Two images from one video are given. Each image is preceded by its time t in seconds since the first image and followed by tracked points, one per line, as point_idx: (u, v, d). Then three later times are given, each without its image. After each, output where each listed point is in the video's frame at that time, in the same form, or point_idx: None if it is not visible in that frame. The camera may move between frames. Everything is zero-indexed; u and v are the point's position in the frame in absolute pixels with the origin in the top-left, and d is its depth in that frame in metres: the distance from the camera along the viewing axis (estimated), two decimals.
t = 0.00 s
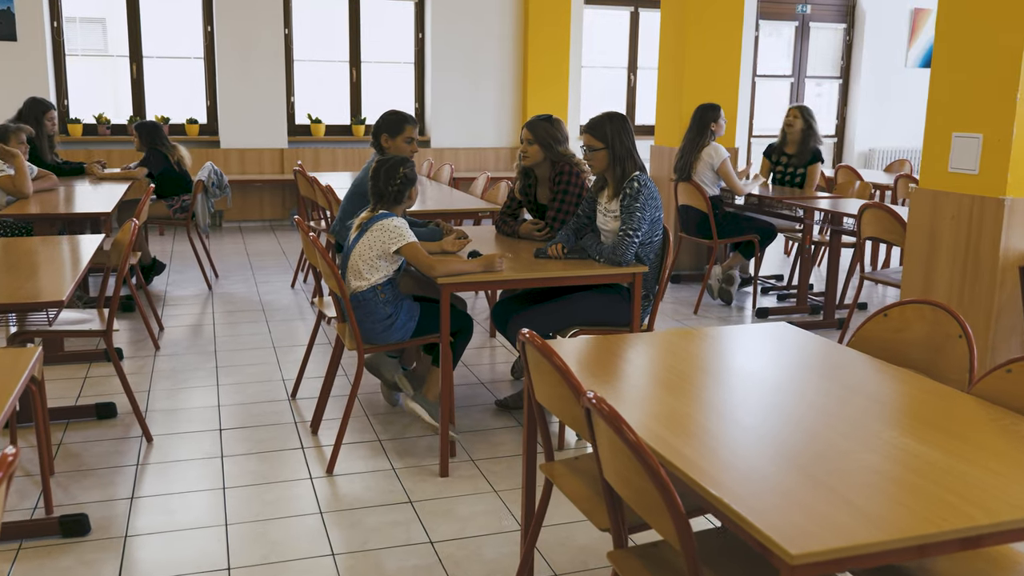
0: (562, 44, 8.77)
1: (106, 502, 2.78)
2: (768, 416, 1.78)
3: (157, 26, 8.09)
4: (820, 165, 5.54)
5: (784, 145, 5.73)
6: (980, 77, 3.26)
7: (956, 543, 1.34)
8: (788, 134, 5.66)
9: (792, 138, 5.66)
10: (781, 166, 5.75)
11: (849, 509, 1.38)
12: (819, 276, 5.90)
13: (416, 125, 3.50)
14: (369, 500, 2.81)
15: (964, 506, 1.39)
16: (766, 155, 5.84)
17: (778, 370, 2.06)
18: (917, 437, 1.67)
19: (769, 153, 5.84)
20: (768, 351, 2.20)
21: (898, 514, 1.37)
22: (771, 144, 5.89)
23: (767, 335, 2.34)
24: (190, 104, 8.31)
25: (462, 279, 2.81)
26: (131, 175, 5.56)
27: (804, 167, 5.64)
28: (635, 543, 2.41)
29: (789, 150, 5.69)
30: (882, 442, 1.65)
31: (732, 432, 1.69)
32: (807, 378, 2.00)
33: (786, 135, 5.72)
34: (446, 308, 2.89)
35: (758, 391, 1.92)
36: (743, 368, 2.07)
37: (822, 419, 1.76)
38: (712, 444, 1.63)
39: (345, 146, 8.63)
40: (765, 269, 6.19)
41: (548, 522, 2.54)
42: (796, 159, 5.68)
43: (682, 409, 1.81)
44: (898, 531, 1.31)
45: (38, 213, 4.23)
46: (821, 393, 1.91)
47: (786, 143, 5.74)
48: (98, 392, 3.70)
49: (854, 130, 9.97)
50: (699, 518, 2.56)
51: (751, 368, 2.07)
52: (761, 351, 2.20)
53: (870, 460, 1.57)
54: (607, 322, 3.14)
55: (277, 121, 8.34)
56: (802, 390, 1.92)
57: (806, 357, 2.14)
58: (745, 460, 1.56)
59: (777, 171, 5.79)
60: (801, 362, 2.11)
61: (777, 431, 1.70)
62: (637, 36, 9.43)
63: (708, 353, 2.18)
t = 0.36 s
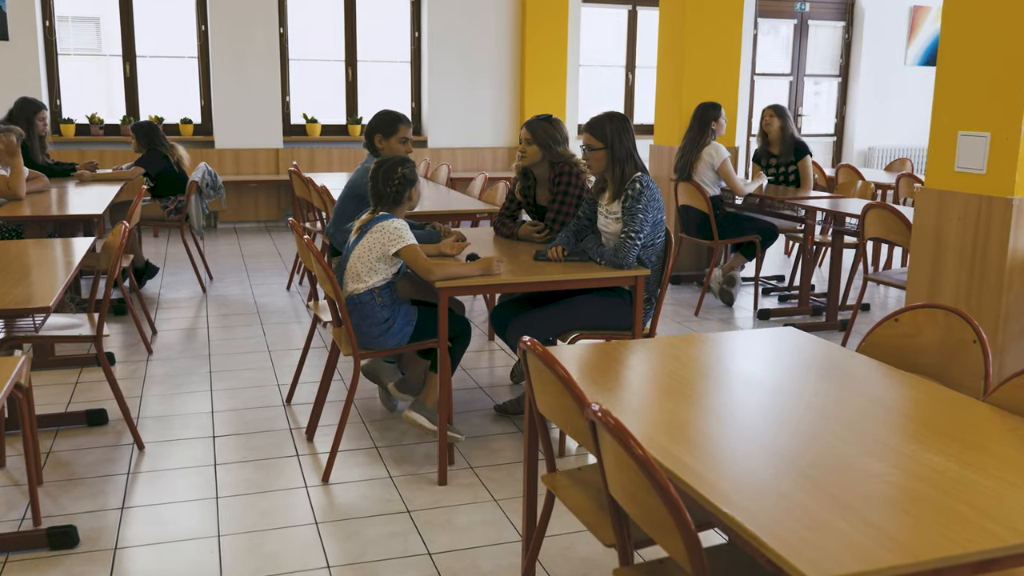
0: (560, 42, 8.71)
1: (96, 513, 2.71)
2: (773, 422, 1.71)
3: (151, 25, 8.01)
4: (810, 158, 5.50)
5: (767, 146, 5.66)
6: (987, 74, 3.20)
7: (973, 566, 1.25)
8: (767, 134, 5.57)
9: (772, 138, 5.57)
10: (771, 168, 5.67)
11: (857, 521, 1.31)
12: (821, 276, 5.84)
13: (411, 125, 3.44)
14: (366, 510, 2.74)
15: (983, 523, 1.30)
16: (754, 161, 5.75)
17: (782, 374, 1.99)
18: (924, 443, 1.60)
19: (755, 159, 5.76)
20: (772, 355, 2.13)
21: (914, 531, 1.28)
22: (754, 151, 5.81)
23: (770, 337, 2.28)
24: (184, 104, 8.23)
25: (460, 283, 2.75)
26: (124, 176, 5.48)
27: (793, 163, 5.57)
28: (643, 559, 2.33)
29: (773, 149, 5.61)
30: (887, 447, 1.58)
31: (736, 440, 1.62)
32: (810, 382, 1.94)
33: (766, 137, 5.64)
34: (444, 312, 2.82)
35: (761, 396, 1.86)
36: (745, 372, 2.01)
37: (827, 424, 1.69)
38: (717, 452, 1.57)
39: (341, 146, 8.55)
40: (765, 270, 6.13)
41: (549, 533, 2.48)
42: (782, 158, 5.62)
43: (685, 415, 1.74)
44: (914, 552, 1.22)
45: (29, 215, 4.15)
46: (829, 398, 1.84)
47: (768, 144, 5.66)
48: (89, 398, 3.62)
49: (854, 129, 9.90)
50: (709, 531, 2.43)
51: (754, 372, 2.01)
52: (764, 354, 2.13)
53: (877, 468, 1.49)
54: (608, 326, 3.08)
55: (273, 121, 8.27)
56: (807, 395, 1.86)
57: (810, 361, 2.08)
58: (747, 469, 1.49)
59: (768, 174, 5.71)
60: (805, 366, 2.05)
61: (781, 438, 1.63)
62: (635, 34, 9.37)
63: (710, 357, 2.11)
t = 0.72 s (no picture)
0: (557, 41, 8.65)
1: (86, 524, 2.64)
2: (780, 431, 1.65)
3: (146, 25, 7.94)
4: (811, 155, 5.39)
5: (771, 142, 5.57)
6: (996, 71, 3.14)
7: None
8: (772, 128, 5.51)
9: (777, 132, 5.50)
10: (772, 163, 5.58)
11: (871, 540, 1.25)
12: (824, 276, 5.78)
13: (406, 125, 3.37)
14: (362, 521, 2.68)
15: (1007, 544, 1.24)
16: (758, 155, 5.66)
17: (787, 381, 1.93)
18: (936, 454, 1.54)
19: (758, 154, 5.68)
20: (777, 360, 2.07)
21: (934, 554, 1.21)
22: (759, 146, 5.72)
23: (774, 341, 2.22)
24: (180, 104, 8.16)
25: (458, 288, 2.68)
26: (118, 177, 5.40)
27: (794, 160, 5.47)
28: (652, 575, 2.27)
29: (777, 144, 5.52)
30: (898, 459, 1.52)
31: (742, 451, 1.56)
32: (817, 389, 1.88)
33: (771, 132, 5.56)
34: (442, 317, 2.75)
35: (766, 404, 1.80)
36: (748, 378, 1.95)
37: (835, 434, 1.63)
38: (723, 465, 1.50)
39: (338, 146, 8.48)
40: (767, 270, 6.07)
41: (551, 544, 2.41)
42: (784, 154, 5.52)
43: (689, 425, 1.68)
44: None
45: (21, 217, 4.09)
46: (841, 408, 1.77)
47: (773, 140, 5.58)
48: (81, 405, 3.55)
49: (854, 127, 9.84)
50: (719, 550, 2.36)
51: (758, 379, 1.95)
52: (768, 360, 2.07)
53: (889, 483, 1.43)
54: (610, 331, 3.02)
55: (269, 121, 8.20)
56: (814, 403, 1.80)
57: (816, 367, 2.02)
58: (755, 483, 1.43)
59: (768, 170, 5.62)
60: (810, 372, 1.99)
61: (789, 448, 1.57)
62: (633, 33, 9.31)
63: (712, 363, 2.05)
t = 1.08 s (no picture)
0: (557, 39, 8.59)
1: (79, 537, 2.58)
2: (789, 448, 1.60)
3: (142, 24, 7.87)
4: (823, 156, 5.32)
5: (789, 137, 5.54)
6: (1006, 70, 3.07)
7: None
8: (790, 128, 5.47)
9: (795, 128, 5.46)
10: (787, 157, 5.57)
11: (885, 567, 1.20)
12: (827, 276, 5.72)
13: (404, 127, 3.32)
14: (361, 532, 2.62)
15: None
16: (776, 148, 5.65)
17: (796, 393, 1.88)
18: (951, 475, 1.49)
19: (777, 147, 5.67)
20: (784, 372, 2.02)
21: None
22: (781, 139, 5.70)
23: (781, 351, 2.17)
24: (177, 104, 8.10)
25: (457, 295, 2.63)
26: (113, 179, 5.34)
27: (807, 157, 5.43)
28: None
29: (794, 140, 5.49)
30: (910, 479, 1.47)
31: (751, 471, 1.50)
32: (826, 403, 1.83)
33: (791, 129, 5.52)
34: (442, 324, 2.70)
35: (774, 419, 1.74)
36: (754, 391, 1.90)
37: (845, 452, 1.58)
38: (732, 487, 1.45)
39: (336, 146, 8.42)
40: (770, 270, 6.01)
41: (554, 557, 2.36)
42: (800, 150, 5.49)
43: (695, 442, 1.63)
44: None
45: (15, 221, 4.03)
46: (852, 422, 1.72)
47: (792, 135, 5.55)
48: (75, 411, 3.49)
49: (855, 124, 9.78)
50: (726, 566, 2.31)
51: (764, 391, 1.90)
52: (774, 372, 2.02)
53: (905, 505, 1.38)
54: (613, 337, 2.97)
55: (267, 121, 8.14)
56: (823, 418, 1.74)
57: (824, 378, 1.97)
58: (765, 506, 1.38)
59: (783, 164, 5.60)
60: (818, 384, 1.93)
61: (799, 467, 1.52)
62: (633, 30, 9.24)
63: (718, 375, 2.00)
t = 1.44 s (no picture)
0: (562, 38, 8.53)
1: (77, 551, 2.54)
2: (801, 470, 1.55)
3: (145, 25, 7.84)
4: (833, 158, 5.27)
5: (801, 138, 5.49)
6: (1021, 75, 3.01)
7: None
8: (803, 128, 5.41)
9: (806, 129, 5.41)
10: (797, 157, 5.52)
11: None
12: (836, 279, 5.66)
13: (407, 132, 3.27)
14: (364, 546, 2.58)
15: None
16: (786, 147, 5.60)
17: (807, 410, 1.83)
18: (969, 501, 1.44)
19: (787, 146, 5.62)
20: (794, 387, 1.97)
21: None
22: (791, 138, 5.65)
23: (791, 364, 2.12)
24: (180, 105, 8.06)
25: (461, 304, 2.58)
26: (115, 182, 5.30)
27: (816, 158, 5.39)
28: None
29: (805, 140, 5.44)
30: (927, 505, 1.42)
31: (763, 496, 1.46)
32: (837, 420, 1.78)
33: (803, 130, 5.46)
34: (446, 334, 2.66)
35: (784, 437, 1.70)
36: (763, 406, 1.85)
37: (860, 476, 1.53)
38: (743, 513, 1.40)
39: (340, 146, 8.37)
40: (778, 272, 5.95)
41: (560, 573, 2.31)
42: (810, 150, 5.44)
43: (703, 463, 1.58)
44: None
45: (15, 226, 3.99)
46: (866, 442, 1.67)
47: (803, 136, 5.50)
48: (75, 419, 3.45)
49: (863, 124, 9.70)
50: None
51: (774, 407, 1.85)
52: (784, 387, 1.97)
53: (924, 537, 1.32)
54: (621, 346, 2.91)
55: (270, 121, 8.10)
56: (835, 437, 1.69)
57: (835, 394, 1.92)
58: (778, 536, 1.33)
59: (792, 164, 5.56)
60: (829, 401, 1.89)
61: (812, 491, 1.47)
62: (639, 29, 9.18)
63: (726, 390, 1.95)
